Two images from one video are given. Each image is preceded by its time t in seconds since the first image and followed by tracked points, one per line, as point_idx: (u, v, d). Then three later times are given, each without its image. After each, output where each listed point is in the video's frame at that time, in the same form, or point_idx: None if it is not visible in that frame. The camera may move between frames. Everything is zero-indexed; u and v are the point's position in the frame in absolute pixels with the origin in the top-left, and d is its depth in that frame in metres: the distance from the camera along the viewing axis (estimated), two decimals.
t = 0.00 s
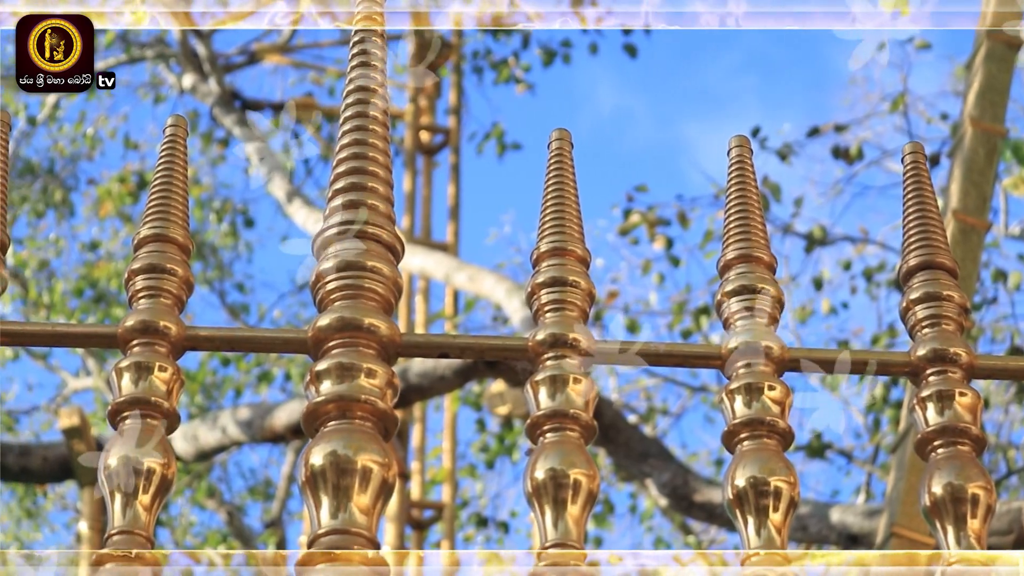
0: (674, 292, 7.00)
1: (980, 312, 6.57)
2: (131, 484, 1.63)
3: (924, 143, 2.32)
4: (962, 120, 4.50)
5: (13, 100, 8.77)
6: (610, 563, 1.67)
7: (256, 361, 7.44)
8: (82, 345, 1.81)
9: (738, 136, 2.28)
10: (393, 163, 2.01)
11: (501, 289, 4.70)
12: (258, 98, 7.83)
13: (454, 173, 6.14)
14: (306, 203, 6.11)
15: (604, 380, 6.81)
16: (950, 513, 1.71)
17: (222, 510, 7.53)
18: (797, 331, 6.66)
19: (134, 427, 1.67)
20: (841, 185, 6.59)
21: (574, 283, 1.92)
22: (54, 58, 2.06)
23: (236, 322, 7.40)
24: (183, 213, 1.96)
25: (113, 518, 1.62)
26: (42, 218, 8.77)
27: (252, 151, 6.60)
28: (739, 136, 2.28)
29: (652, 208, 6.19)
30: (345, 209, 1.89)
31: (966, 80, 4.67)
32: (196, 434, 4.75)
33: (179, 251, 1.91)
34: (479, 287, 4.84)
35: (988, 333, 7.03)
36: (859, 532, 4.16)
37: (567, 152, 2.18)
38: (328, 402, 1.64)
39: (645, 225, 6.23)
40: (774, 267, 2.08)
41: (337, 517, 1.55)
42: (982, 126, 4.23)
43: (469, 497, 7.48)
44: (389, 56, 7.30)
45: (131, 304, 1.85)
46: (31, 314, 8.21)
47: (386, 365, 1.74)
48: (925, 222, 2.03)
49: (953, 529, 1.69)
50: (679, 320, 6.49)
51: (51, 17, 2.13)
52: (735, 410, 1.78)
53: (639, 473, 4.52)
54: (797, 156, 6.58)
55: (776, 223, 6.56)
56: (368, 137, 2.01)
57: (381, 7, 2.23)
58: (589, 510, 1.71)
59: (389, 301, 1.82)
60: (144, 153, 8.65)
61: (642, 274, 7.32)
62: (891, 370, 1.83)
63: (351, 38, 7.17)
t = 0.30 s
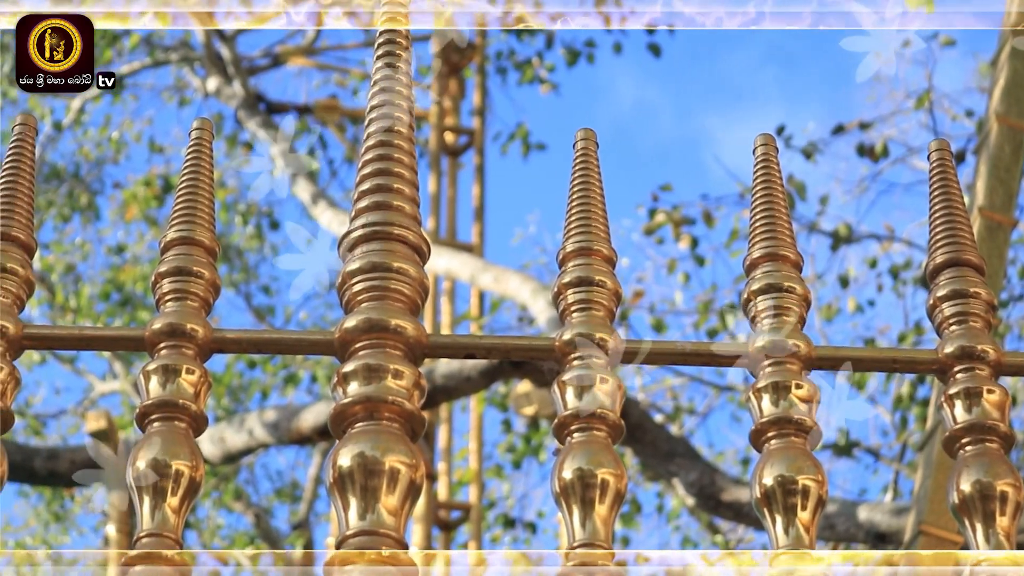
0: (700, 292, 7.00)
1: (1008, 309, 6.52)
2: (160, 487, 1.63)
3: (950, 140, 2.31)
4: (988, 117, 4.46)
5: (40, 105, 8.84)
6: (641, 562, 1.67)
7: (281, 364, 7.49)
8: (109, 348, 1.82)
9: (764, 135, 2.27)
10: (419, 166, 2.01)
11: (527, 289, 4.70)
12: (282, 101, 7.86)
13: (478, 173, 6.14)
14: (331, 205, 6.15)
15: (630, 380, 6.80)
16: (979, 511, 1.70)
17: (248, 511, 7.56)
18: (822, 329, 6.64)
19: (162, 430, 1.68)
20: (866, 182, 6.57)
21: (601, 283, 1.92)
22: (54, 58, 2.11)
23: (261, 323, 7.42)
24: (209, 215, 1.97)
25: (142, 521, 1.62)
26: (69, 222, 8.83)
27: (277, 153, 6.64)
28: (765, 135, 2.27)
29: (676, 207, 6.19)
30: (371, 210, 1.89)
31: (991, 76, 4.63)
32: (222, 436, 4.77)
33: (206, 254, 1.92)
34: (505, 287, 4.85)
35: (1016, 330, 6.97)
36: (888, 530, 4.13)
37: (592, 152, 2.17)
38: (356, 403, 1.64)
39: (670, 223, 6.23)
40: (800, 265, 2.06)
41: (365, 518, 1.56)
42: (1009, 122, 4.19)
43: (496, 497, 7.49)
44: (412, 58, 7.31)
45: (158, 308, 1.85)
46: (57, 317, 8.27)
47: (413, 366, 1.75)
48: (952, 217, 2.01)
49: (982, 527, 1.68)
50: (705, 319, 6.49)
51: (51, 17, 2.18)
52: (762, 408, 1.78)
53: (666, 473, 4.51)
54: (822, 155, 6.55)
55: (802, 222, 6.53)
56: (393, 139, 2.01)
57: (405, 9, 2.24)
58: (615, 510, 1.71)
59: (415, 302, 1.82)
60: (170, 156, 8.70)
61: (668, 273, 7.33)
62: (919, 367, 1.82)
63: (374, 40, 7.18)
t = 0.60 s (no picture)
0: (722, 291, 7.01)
1: None
2: (185, 489, 1.62)
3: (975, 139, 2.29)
4: (1008, 113, 4.44)
5: (62, 109, 8.90)
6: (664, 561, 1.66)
7: (304, 365, 7.53)
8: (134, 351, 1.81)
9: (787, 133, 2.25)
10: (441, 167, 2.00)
11: (549, 290, 4.73)
12: (303, 103, 7.90)
13: (500, 173, 6.16)
14: (353, 206, 6.20)
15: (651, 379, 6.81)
16: (1005, 510, 1.68)
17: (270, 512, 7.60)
18: (843, 328, 6.63)
19: (187, 432, 1.67)
20: (887, 180, 6.56)
21: (624, 282, 1.89)
22: (54, 58, 2.12)
23: (282, 324, 7.45)
24: (232, 217, 1.96)
25: (167, 522, 1.62)
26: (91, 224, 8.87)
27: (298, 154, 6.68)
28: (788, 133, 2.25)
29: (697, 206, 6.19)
30: (395, 211, 1.88)
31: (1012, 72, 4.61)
32: (245, 437, 4.80)
33: (230, 256, 1.91)
34: (527, 287, 4.89)
35: None
36: (911, 528, 4.12)
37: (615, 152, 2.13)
38: (380, 404, 1.64)
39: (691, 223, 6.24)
40: (824, 265, 2.02)
41: (390, 519, 1.55)
42: None
43: (519, 498, 7.52)
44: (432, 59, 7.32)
45: (182, 310, 1.84)
46: (79, 319, 8.31)
47: (437, 367, 1.74)
48: (975, 215, 2.00)
49: (1008, 524, 1.67)
50: (727, 319, 6.49)
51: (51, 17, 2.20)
52: (787, 407, 1.78)
53: (688, 473, 4.52)
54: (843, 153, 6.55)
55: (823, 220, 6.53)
56: (416, 141, 2.00)
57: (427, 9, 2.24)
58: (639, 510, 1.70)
59: (439, 303, 1.81)
60: (191, 159, 8.76)
61: (690, 273, 7.35)
62: (943, 366, 1.82)
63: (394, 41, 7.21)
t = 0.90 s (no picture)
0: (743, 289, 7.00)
1: None
2: (208, 490, 1.62)
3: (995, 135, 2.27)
4: None
5: (81, 112, 8.91)
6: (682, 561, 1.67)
7: (324, 366, 7.56)
8: (156, 352, 1.80)
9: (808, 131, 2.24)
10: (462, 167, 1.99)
11: (568, 289, 4.73)
12: (321, 104, 7.92)
13: (517, 173, 6.17)
14: (372, 207, 6.22)
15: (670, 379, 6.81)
16: None
17: (291, 514, 7.60)
18: (863, 326, 6.61)
19: (210, 433, 1.67)
20: (907, 177, 6.54)
21: (646, 281, 1.87)
22: (54, 58, 2.11)
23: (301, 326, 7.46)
24: (254, 217, 1.95)
25: (191, 523, 1.61)
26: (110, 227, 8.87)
27: (317, 155, 6.71)
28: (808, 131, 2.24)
29: (716, 205, 6.18)
30: (416, 211, 1.88)
31: None
32: (265, 439, 4.80)
33: (251, 255, 1.91)
34: (546, 288, 4.90)
35: None
36: (933, 526, 4.11)
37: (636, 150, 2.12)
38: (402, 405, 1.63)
39: (710, 222, 6.23)
40: (846, 263, 2.00)
41: (413, 519, 1.55)
42: None
43: (540, 498, 7.53)
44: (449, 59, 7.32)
45: (204, 312, 1.83)
46: (98, 323, 8.33)
47: (459, 366, 1.73)
48: (998, 212, 1.98)
49: None
50: (748, 317, 6.48)
51: (52, 16, 2.19)
52: (809, 406, 1.77)
53: (709, 472, 4.52)
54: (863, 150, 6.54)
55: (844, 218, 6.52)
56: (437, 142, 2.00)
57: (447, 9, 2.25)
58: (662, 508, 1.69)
59: (460, 302, 1.81)
60: (210, 160, 8.79)
61: (710, 271, 7.36)
62: (966, 363, 1.81)
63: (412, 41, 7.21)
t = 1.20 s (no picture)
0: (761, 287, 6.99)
1: None
2: (229, 491, 1.61)
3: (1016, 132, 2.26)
4: None
5: (99, 114, 8.93)
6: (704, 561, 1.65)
7: (342, 368, 7.57)
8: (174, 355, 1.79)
9: (826, 129, 2.23)
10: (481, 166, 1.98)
11: (586, 289, 4.74)
12: (338, 106, 7.94)
13: (535, 173, 6.18)
14: (389, 208, 6.23)
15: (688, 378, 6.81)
16: None
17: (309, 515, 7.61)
18: (882, 324, 6.59)
19: (231, 434, 1.66)
20: (924, 175, 6.53)
21: (666, 280, 1.86)
22: (54, 58, 2.12)
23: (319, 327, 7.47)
24: (273, 219, 1.94)
25: (213, 524, 1.61)
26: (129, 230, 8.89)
27: (334, 156, 6.73)
28: (826, 129, 2.22)
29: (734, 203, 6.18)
30: (435, 212, 1.86)
31: None
32: (285, 440, 4.81)
33: (271, 257, 1.89)
34: (564, 288, 4.90)
35: None
36: (953, 524, 4.11)
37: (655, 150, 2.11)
38: (423, 405, 1.63)
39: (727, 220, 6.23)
40: (866, 260, 1.98)
41: (435, 519, 1.54)
42: None
43: (558, 498, 7.53)
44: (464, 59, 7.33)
45: (224, 313, 1.83)
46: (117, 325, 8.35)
47: (479, 367, 1.72)
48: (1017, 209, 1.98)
49: None
50: (767, 316, 6.48)
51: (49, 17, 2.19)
52: (830, 404, 1.76)
53: (729, 471, 4.52)
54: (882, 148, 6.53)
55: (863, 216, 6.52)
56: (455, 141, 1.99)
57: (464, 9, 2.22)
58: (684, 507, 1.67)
59: (480, 303, 1.79)
60: (228, 162, 8.81)
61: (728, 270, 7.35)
62: (988, 360, 1.80)
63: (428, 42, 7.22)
